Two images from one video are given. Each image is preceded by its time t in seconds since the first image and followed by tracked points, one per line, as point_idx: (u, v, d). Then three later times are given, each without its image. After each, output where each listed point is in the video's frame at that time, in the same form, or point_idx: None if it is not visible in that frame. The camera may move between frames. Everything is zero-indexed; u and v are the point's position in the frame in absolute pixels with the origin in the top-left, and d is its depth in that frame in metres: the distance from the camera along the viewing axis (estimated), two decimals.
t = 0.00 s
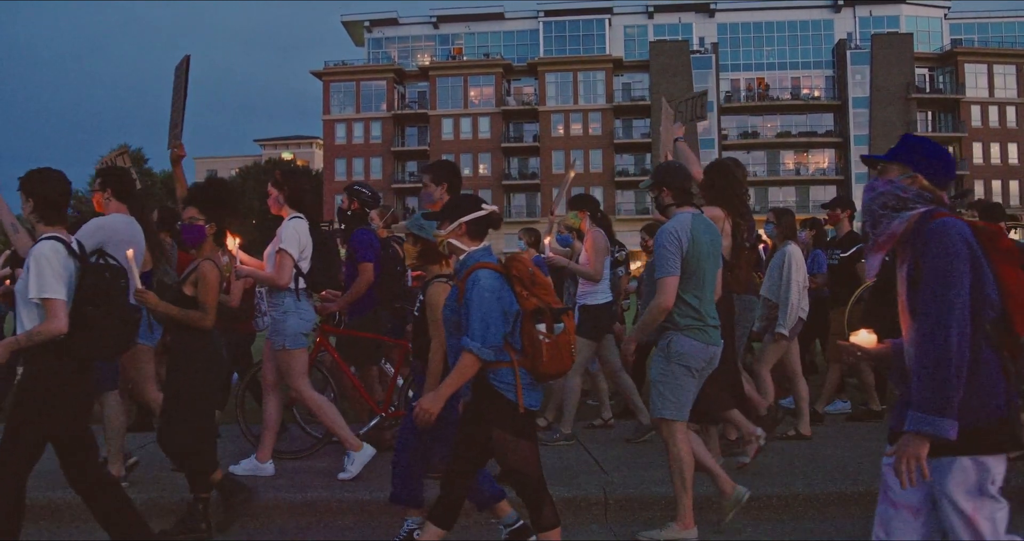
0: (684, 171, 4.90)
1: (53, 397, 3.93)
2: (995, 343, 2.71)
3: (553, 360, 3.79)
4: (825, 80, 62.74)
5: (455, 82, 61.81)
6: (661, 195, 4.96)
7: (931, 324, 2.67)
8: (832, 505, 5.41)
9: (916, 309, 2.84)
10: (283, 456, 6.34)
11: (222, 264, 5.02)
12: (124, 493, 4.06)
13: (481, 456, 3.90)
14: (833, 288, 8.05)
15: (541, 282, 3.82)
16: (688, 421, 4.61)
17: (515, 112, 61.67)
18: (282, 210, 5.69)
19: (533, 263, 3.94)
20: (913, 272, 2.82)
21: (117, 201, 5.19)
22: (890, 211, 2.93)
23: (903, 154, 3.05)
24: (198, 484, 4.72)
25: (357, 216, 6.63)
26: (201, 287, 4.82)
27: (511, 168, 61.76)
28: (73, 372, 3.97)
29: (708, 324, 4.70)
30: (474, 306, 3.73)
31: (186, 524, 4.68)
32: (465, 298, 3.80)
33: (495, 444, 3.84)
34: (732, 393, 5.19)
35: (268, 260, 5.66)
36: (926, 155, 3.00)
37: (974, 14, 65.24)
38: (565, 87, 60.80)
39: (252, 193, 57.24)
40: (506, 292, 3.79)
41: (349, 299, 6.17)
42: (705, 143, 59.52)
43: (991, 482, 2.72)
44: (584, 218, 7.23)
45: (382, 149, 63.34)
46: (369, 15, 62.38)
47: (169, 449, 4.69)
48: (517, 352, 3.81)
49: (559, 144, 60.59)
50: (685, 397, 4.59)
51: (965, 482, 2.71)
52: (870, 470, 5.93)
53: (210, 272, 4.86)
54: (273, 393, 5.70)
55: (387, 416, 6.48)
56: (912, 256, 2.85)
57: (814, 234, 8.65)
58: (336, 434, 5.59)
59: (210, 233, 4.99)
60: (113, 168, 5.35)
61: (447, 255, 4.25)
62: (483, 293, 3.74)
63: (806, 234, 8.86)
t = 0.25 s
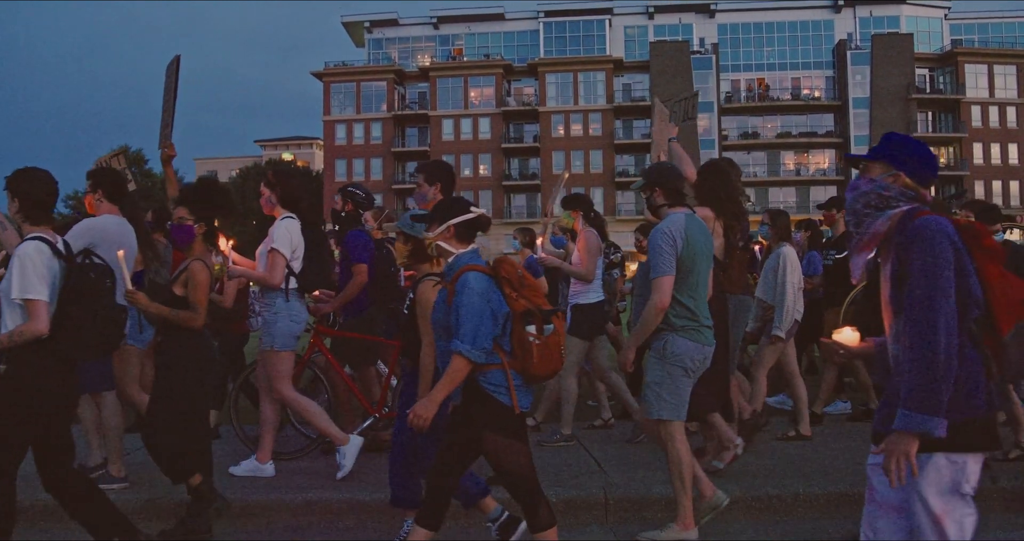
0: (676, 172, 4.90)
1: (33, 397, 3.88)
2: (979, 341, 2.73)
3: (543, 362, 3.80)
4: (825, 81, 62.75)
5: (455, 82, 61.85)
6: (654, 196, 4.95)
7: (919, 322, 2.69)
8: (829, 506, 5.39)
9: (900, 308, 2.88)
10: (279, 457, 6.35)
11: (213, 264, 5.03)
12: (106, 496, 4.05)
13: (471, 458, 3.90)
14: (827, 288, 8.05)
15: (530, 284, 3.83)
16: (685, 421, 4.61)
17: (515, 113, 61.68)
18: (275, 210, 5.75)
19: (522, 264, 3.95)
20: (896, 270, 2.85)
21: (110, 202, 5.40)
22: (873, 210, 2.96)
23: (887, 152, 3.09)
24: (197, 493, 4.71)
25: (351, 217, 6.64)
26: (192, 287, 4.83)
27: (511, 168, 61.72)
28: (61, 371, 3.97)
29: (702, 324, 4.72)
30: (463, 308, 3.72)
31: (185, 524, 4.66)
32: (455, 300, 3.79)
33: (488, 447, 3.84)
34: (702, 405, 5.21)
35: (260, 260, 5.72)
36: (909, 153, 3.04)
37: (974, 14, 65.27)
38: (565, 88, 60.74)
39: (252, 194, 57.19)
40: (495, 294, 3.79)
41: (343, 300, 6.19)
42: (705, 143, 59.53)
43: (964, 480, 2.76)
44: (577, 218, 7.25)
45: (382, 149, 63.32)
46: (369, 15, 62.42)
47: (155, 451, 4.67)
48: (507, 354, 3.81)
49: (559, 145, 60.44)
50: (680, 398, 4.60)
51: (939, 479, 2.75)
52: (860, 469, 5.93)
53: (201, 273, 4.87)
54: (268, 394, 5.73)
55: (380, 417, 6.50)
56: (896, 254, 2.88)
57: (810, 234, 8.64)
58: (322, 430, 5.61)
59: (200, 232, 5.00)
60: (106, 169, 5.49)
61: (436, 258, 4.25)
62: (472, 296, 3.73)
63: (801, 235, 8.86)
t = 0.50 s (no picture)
0: (668, 173, 4.93)
1: (20, 401, 3.89)
2: (963, 340, 2.77)
3: (532, 364, 3.83)
4: (825, 82, 62.75)
5: (455, 83, 61.85)
6: (645, 196, 4.94)
7: (905, 323, 2.71)
8: (832, 505, 5.38)
9: (885, 306, 2.93)
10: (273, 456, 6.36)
11: (202, 264, 5.03)
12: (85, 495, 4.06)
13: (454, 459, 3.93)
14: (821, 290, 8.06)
15: (518, 285, 3.86)
16: (682, 422, 4.63)
17: (515, 114, 61.68)
18: (267, 210, 5.82)
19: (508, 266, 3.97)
20: (884, 269, 2.90)
21: (100, 204, 5.44)
22: (856, 211, 3.04)
23: (869, 152, 3.14)
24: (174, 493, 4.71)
25: (343, 218, 6.72)
26: (181, 288, 4.82)
27: (511, 169, 61.67)
28: (47, 370, 4.00)
29: (696, 325, 4.75)
30: (452, 309, 3.72)
31: (184, 529, 4.68)
32: (444, 301, 3.78)
33: (478, 448, 3.84)
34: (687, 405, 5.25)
35: (252, 261, 5.78)
36: (890, 152, 3.10)
37: (974, 16, 65.34)
38: (565, 89, 60.70)
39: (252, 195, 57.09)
40: (484, 295, 3.79)
41: (338, 300, 6.24)
42: (705, 144, 59.55)
43: (939, 480, 2.77)
44: (570, 219, 7.29)
45: (381, 150, 63.24)
46: (369, 16, 62.49)
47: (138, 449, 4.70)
48: (496, 355, 3.84)
49: (559, 146, 60.34)
50: (677, 400, 4.60)
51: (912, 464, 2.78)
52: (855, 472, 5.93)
53: (190, 273, 4.87)
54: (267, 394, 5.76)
55: (372, 417, 6.52)
56: (880, 253, 2.93)
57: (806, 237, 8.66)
58: (304, 429, 5.49)
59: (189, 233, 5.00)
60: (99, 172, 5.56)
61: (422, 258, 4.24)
62: (461, 297, 3.73)
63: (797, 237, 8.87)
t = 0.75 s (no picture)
0: (659, 176, 4.96)
1: (13, 398, 4.01)
2: (948, 339, 2.78)
3: (517, 364, 3.89)
4: (826, 83, 62.75)
5: (456, 84, 61.86)
6: (636, 198, 4.97)
7: (890, 323, 2.74)
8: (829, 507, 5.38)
9: (871, 305, 2.95)
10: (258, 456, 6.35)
11: (192, 265, 5.01)
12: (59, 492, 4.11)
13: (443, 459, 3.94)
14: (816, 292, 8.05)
15: (505, 286, 3.91)
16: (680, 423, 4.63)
17: (515, 114, 61.70)
18: (260, 210, 5.82)
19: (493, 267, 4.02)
20: (868, 266, 2.94)
21: (92, 205, 5.45)
22: (841, 210, 3.10)
23: (852, 151, 3.17)
24: (135, 488, 4.71)
25: (337, 220, 6.80)
26: (171, 289, 4.82)
27: (511, 170, 61.64)
28: (37, 368, 4.08)
29: (689, 325, 4.77)
30: (440, 309, 3.75)
31: (185, 526, 4.74)
32: (431, 302, 3.81)
33: (465, 449, 3.87)
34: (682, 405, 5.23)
35: (245, 261, 5.78)
36: (873, 151, 3.13)
37: (974, 17, 65.34)
38: (565, 89, 60.68)
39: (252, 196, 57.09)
40: (471, 295, 3.85)
41: (332, 301, 6.29)
42: (706, 145, 59.55)
43: (917, 478, 2.79)
44: (563, 220, 7.33)
45: (381, 151, 63.24)
46: (370, 17, 62.54)
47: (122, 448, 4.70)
48: (484, 354, 3.87)
49: (560, 147, 60.37)
50: (672, 402, 4.61)
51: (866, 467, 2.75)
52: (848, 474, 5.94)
53: (180, 274, 4.85)
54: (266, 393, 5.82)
55: (364, 418, 6.58)
56: (866, 251, 2.95)
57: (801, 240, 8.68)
58: (287, 428, 5.55)
59: (179, 233, 5.00)
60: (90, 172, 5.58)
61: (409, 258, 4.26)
62: (449, 297, 3.77)
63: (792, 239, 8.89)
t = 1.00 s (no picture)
0: (650, 177, 4.99)
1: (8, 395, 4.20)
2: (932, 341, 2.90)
3: (502, 363, 3.95)
4: (826, 85, 62.72)
5: (456, 85, 61.86)
6: (629, 199, 4.99)
7: (880, 322, 2.83)
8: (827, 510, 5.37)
9: (858, 305, 3.03)
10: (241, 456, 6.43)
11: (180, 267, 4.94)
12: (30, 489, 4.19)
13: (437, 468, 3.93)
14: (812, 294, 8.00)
15: (490, 285, 3.99)
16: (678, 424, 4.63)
17: (515, 115, 61.72)
18: (252, 210, 5.85)
19: (478, 268, 4.10)
20: (854, 267, 3.03)
21: (84, 209, 5.77)
22: (827, 212, 3.16)
23: (838, 152, 3.23)
24: (115, 491, 4.64)
25: (329, 223, 6.82)
26: (159, 291, 4.75)
27: (511, 171, 61.64)
28: (25, 366, 4.24)
29: (683, 326, 4.80)
30: (426, 308, 3.83)
31: (187, 526, 4.75)
32: (417, 300, 3.89)
33: (448, 447, 3.89)
34: (678, 405, 5.28)
35: (238, 261, 5.78)
36: (861, 153, 3.19)
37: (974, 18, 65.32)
38: (565, 91, 60.65)
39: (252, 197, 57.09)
40: (457, 294, 3.93)
41: (326, 301, 6.33)
42: (706, 146, 59.56)
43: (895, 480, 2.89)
44: (555, 220, 7.29)
45: (382, 152, 63.27)
46: (370, 17, 62.59)
47: (114, 448, 4.68)
48: (470, 354, 3.93)
49: (560, 148, 60.37)
50: (669, 402, 4.63)
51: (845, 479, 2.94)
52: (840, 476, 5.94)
53: (168, 276, 4.78)
54: (265, 394, 5.89)
55: (357, 419, 6.66)
56: (851, 252, 3.04)
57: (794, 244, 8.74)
58: (267, 429, 5.64)
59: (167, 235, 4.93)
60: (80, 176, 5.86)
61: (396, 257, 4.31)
62: (435, 296, 3.85)
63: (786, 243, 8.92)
